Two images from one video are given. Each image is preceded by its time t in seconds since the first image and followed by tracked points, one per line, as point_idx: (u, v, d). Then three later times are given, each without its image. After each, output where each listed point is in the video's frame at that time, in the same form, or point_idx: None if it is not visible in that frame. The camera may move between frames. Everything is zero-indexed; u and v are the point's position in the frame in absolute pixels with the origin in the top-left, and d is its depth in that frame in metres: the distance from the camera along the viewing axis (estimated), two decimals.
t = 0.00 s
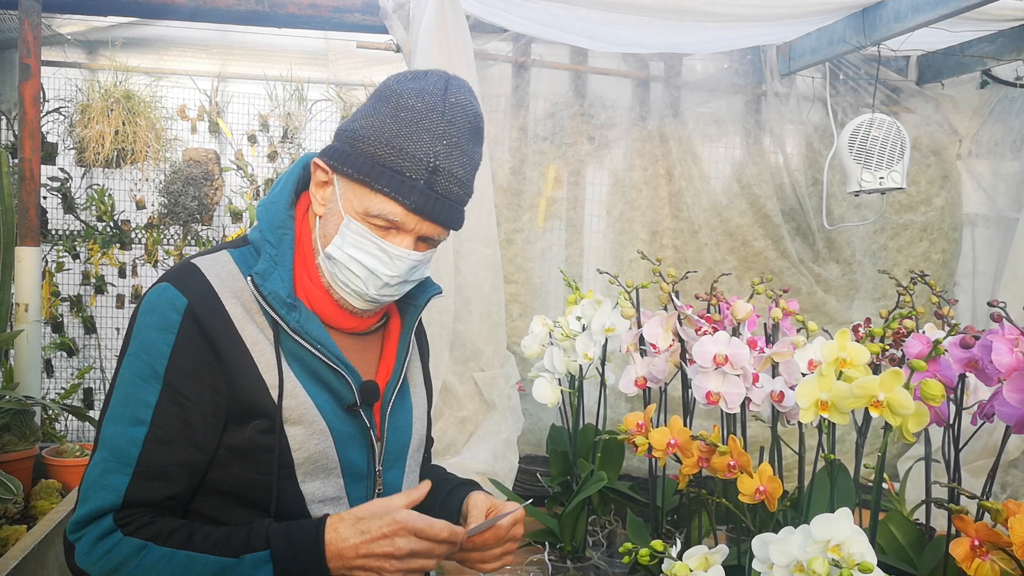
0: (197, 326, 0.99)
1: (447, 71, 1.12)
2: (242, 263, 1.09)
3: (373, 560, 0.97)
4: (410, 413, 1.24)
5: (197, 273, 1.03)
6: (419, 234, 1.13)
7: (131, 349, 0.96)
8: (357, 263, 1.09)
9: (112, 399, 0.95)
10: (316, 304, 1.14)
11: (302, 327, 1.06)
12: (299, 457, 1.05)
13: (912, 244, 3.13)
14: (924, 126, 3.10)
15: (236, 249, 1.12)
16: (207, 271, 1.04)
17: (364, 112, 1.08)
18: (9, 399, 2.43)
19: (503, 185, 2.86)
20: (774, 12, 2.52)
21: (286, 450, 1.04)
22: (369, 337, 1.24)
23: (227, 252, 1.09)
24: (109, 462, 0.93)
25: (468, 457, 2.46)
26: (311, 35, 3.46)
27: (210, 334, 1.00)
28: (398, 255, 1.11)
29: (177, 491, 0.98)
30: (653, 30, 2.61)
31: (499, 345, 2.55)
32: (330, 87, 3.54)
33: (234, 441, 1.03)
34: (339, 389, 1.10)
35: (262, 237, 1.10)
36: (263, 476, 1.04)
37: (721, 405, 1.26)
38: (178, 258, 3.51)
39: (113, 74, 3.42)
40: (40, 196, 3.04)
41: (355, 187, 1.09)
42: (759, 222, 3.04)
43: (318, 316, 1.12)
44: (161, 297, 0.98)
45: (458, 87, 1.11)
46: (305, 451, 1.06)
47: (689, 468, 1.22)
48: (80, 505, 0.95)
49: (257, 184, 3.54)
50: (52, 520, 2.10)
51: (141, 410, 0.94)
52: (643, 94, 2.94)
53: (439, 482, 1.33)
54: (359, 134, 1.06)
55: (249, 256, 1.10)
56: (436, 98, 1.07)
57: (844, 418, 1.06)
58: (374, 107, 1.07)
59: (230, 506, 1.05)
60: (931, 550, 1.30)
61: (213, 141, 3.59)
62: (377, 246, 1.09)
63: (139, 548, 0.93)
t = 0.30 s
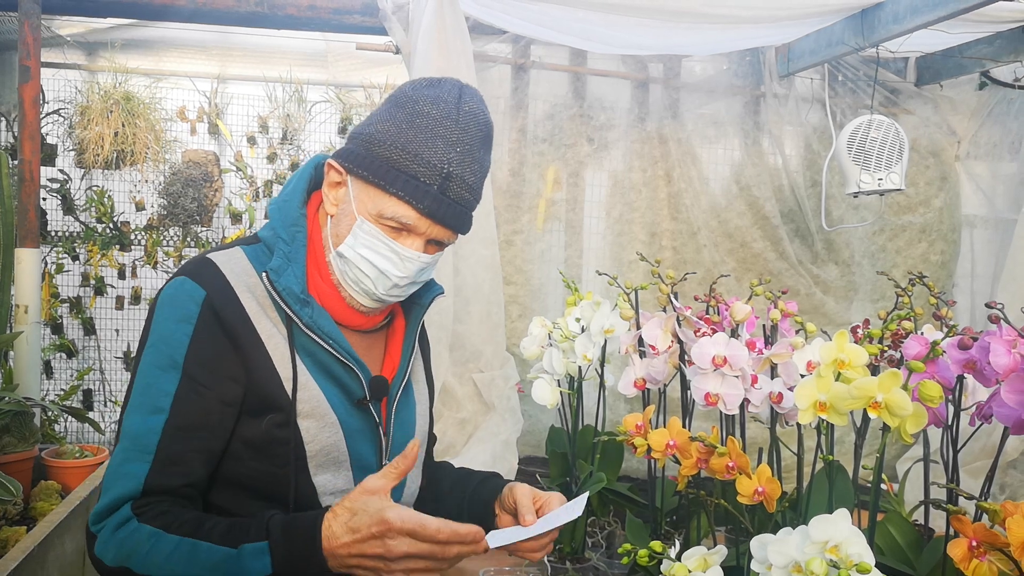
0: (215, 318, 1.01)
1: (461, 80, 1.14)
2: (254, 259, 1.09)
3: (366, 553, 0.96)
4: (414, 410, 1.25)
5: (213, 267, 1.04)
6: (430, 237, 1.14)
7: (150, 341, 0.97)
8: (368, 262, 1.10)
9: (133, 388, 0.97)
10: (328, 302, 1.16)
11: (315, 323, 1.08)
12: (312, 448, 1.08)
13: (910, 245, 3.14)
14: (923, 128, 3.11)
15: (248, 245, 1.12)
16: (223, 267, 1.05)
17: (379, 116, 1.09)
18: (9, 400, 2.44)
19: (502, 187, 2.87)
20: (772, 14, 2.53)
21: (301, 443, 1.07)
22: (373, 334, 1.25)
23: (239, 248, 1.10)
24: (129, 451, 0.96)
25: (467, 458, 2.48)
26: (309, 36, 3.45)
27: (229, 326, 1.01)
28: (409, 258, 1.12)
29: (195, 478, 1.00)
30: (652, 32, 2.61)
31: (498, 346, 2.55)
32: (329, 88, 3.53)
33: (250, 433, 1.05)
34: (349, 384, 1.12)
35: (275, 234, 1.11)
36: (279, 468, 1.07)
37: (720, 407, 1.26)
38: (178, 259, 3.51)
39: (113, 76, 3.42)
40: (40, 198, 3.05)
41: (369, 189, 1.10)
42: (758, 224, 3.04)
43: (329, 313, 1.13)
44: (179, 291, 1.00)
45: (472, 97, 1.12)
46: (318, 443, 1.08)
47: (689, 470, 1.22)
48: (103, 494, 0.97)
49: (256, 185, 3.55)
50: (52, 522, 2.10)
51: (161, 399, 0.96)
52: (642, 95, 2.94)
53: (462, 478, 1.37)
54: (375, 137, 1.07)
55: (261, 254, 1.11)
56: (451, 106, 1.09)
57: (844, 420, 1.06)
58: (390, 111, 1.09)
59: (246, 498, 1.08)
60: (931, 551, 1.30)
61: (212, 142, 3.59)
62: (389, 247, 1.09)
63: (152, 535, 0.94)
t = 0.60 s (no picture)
0: (225, 318, 1.01)
1: (463, 82, 1.14)
2: (262, 259, 1.09)
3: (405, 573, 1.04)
4: (415, 409, 1.25)
5: (223, 267, 1.04)
6: (440, 237, 1.15)
7: (161, 340, 0.97)
8: (381, 263, 1.10)
9: (145, 388, 0.96)
10: (334, 302, 1.14)
11: (323, 322, 1.07)
12: (319, 446, 1.07)
13: (906, 246, 3.14)
14: (918, 129, 3.11)
15: (255, 245, 1.12)
16: (233, 267, 1.05)
17: (387, 118, 1.09)
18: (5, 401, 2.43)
19: (499, 188, 2.87)
20: (767, 15, 2.53)
21: (307, 440, 1.06)
22: (375, 335, 1.24)
23: (247, 248, 1.10)
24: (144, 450, 0.95)
25: (464, 459, 2.48)
26: (306, 37, 3.45)
27: (239, 326, 1.02)
28: (421, 258, 1.13)
29: (209, 478, 1.00)
30: (648, 33, 2.62)
31: (494, 347, 2.55)
32: (325, 89, 3.55)
33: (258, 431, 1.04)
34: (356, 382, 1.12)
35: (284, 232, 1.10)
36: (285, 466, 1.06)
37: (715, 407, 1.27)
38: (174, 261, 3.45)
39: (108, 76, 3.40)
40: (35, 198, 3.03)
41: (379, 191, 1.10)
42: (754, 224, 3.04)
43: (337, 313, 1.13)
44: (190, 290, 1.00)
45: (477, 99, 1.13)
46: (324, 441, 1.07)
47: (683, 470, 1.22)
48: (118, 496, 0.96)
49: (252, 186, 3.56)
50: (47, 523, 2.09)
51: (174, 400, 0.96)
52: (638, 96, 2.95)
53: (438, 484, 1.38)
54: (384, 139, 1.07)
55: (269, 253, 1.11)
56: (457, 108, 1.09)
57: (838, 421, 1.06)
58: (397, 113, 1.08)
59: (255, 495, 1.07)
60: (925, 550, 1.30)
61: (209, 143, 3.59)
62: (402, 248, 1.10)
63: (181, 541, 0.97)
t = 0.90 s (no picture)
0: (236, 316, 1.00)
1: (461, 82, 1.14)
2: (270, 258, 1.08)
3: (416, 570, 1.06)
4: (414, 406, 1.26)
5: (232, 264, 1.04)
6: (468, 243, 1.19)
7: (172, 338, 0.96)
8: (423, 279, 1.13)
9: (155, 386, 0.95)
10: (344, 302, 1.13)
11: (331, 321, 1.08)
12: (325, 444, 1.07)
13: (901, 245, 3.14)
14: (914, 128, 3.12)
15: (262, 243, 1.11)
16: (242, 264, 1.04)
17: (412, 135, 1.08)
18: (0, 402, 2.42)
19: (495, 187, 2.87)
20: (763, 14, 2.53)
21: (315, 438, 1.06)
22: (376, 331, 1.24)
23: (254, 246, 1.09)
24: (156, 449, 0.94)
25: (460, 459, 2.48)
26: (302, 37, 3.45)
27: (248, 323, 1.01)
28: (454, 266, 1.18)
29: (219, 477, 0.99)
30: (644, 33, 2.62)
31: (490, 347, 2.55)
32: (321, 88, 3.54)
33: (266, 428, 1.04)
34: (361, 380, 1.12)
35: (291, 231, 1.09)
36: (290, 462, 1.06)
37: (712, 406, 1.26)
38: (170, 259, 3.48)
39: (104, 76, 3.39)
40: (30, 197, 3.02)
41: (414, 210, 1.11)
42: (750, 224, 3.05)
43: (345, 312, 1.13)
44: (198, 288, 0.99)
45: (481, 100, 1.15)
46: (330, 439, 1.07)
47: (681, 469, 1.22)
48: (129, 496, 0.95)
49: (248, 186, 3.55)
50: (42, 523, 2.08)
51: (186, 398, 0.95)
52: (634, 96, 2.94)
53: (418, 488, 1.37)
54: (419, 160, 1.07)
55: (276, 252, 1.10)
56: (475, 117, 1.11)
57: (834, 419, 1.07)
58: (421, 129, 1.08)
59: (260, 493, 1.06)
60: (921, 550, 1.30)
61: (204, 143, 3.58)
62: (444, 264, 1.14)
63: (201, 541, 0.97)
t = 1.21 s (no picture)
0: (241, 315, 1.00)
1: (454, 80, 1.14)
2: (273, 257, 1.07)
3: (423, 566, 1.07)
4: (411, 404, 1.25)
5: (237, 263, 1.03)
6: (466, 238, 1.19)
7: (177, 338, 0.95)
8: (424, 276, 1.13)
9: (161, 385, 0.94)
10: (345, 299, 1.13)
11: (335, 320, 1.07)
12: (329, 442, 1.06)
13: (898, 245, 3.15)
14: (910, 128, 3.12)
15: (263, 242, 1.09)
16: (245, 262, 1.03)
17: (410, 133, 1.07)
18: None
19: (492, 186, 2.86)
20: (760, 14, 2.53)
21: (320, 436, 1.05)
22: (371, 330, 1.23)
23: (256, 245, 1.08)
24: (164, 448, 0.94)
25: (457, 458, 2.47)
26: (299, 35, 3.45)
27: (253, 322, 1.00)
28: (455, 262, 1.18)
29: (224, 476, 0.99)
30: (641, 31, 2.61)
31: (487, 347, 2.54)
32: (318, 87, 3.53)
33: (270, 426, 1.03)
34: (363, 378, 1.11)
35: (293, 229, 1.08)
36: (295, 460, 1.05)
37: (709, 406, 1.26)
38: (166, 258, 3.46)
39: (100, 74, 3.38)
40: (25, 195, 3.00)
41: (414, 206, 1.11)
42: (747, 223, 3.04)
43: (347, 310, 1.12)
44: (203, 287, 0.98)
45: (476, 97, 1.15)
46: (334, 437, 1.07)
47: (678, 469, 1.21)
48: (136, 496, 0.94)
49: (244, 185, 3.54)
50: (38, 523, 2.07)
51: (193, 397, 0.95)
52: (631, 95, 2.94)
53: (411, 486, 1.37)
54: (418, 157, 1.07)
55: (277, 250, 1.09)
56: (471, 113, 1.11)
57: (832, 418, 1.06)
58: (420, 127, 1.08)
59: (264, 491, 1.06)
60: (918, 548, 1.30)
61: (201, 142, 3.57)
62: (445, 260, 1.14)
63: (210, 541, 0.97)
